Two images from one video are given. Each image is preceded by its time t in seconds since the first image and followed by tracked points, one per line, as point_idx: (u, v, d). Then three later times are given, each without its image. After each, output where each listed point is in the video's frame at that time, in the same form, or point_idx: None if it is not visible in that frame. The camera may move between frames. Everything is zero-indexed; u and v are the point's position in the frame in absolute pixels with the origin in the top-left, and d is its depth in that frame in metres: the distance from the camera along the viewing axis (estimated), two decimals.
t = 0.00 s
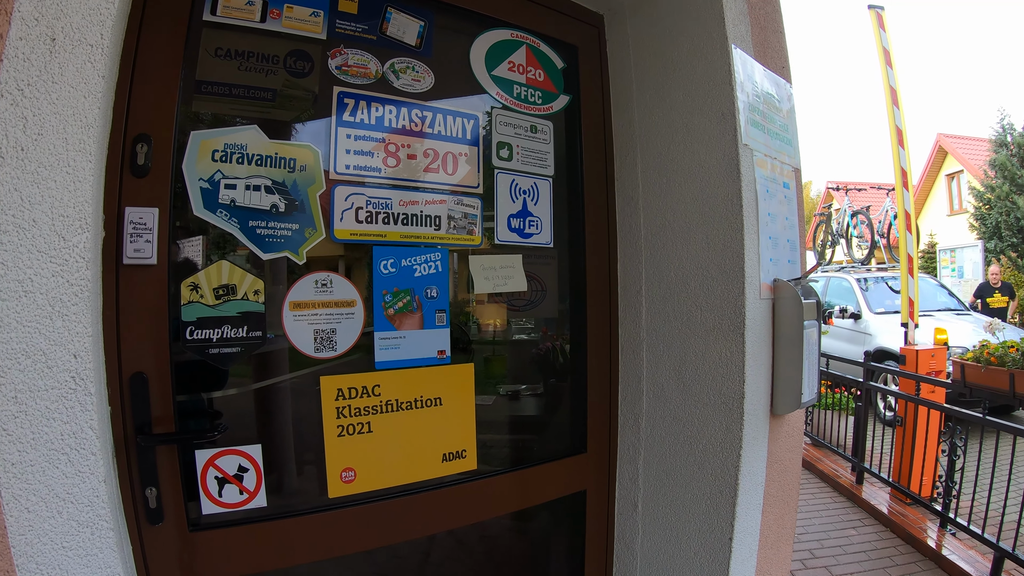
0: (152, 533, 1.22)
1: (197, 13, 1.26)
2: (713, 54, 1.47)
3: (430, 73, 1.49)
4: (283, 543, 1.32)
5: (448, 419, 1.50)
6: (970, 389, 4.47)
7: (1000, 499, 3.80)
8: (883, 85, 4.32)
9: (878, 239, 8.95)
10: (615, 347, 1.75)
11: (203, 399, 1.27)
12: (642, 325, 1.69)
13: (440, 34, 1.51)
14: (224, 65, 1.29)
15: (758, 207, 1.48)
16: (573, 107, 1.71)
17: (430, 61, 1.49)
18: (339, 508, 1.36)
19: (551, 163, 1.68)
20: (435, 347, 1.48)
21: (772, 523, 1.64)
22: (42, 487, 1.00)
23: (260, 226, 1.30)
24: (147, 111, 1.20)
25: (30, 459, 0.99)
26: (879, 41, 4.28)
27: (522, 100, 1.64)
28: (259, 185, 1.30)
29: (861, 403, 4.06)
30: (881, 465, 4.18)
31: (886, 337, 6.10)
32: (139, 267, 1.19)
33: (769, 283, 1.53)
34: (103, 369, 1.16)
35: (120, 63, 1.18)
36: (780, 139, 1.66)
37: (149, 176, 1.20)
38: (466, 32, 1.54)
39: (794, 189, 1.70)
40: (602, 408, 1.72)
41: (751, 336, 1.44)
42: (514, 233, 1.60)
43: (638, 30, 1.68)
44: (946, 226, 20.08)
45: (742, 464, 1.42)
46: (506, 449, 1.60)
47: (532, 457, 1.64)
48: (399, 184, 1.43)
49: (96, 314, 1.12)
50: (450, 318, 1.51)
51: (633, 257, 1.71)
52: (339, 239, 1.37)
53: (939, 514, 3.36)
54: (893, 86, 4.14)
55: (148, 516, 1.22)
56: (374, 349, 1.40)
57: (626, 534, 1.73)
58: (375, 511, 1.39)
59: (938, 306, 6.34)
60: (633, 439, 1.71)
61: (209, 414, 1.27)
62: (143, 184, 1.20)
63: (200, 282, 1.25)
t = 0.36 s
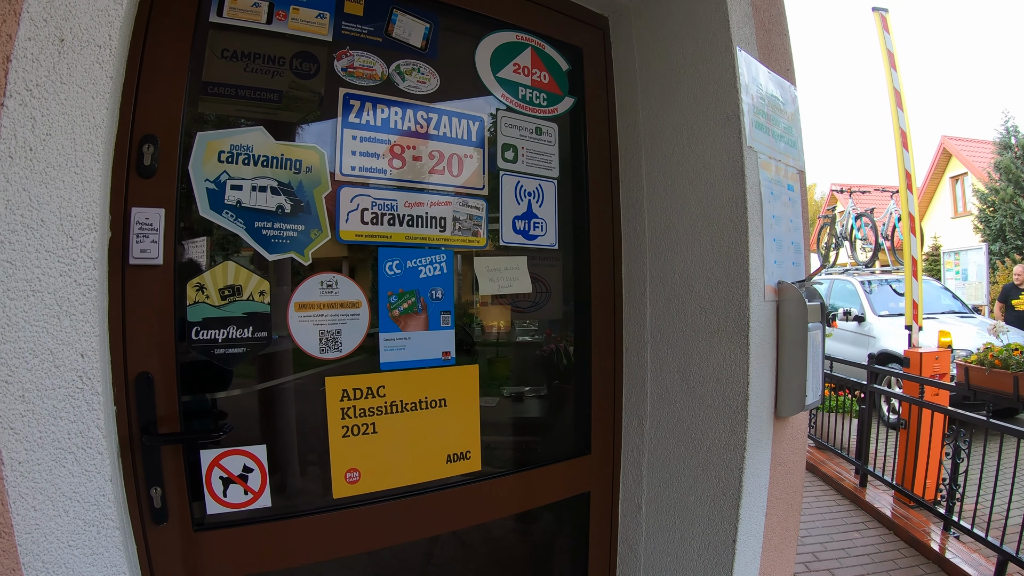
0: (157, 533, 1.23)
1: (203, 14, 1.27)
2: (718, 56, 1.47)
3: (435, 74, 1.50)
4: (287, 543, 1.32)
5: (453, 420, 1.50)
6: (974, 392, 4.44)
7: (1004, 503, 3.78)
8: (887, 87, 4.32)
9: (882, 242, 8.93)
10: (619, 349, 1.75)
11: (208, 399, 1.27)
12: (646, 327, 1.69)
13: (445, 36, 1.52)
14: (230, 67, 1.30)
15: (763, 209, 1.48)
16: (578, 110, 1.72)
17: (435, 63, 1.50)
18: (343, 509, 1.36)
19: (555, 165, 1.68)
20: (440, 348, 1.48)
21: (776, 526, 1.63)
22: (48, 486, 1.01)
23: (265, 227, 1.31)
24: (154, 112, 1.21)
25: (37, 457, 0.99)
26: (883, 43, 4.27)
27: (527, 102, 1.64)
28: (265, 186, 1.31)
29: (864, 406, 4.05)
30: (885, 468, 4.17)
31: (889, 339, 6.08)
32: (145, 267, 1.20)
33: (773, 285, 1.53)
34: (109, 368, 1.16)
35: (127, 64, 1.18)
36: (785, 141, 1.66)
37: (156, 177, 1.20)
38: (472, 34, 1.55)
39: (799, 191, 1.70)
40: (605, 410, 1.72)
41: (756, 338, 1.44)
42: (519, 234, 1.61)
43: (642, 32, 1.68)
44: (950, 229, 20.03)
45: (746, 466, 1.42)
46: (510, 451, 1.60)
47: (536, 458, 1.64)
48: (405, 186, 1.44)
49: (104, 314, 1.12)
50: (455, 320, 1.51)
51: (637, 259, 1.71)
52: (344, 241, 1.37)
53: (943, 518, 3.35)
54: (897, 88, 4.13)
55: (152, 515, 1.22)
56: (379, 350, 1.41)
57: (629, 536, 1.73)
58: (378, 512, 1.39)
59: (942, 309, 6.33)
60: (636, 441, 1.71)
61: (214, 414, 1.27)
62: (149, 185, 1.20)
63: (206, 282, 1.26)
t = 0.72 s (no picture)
0: (158, 533, 1.23)
1: (206, 15, 1.27)
2: (721, 58, 1.47)
3: (438, 76, 1.50)
4: (289, 544, 1.32)
5: (455, 421, 1.50)
6: (977, 394, 4.41)
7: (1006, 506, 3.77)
8: (889, 89, 4.32)
9: (884, 244, 8.92)
10: (622, 350, 1.74)
11: (210, 400, 1.27)
12: (648, 329, 1.69)
13: (448, 37, 1.52)
14: (233, 68, 1.30)
15: (766, 211, 1.48)
16: (580, 111, 1.72)
17: (438, 64, 1.50)
18: (345, 510, 1.36)
19: (558, 166, 1.68)
20: (442, 349, 1.48)
21: (778, 528, 1.63)
22: (50, 485, 1.00)
23: (268, 227, 1.31)
24: (157, 113, 1.21)
25: (39, 457, 0.99)
26: (885, 45, 4.27)
27: (530, 103, 1.64)
28: (268, 187, 1.31)
29: (867, 408, 4.05)
30: (887, 470, 4.16)
31: (892, 341, 6.07)
32: (147, 268, 1.20)
33: (776, 287, 1.53)
34: (112, 368, 1.16)
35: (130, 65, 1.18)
36: (788, 143, 1.66)
37: (158, 177, 1.21)
38: (474, 35, 1.55)
39: (801, 193, 1.70)
40: (608, 411, 1.72)
41: (758, 339, 1.44)
42: (521, 235, 1.60)
43: (645, 33, 1.68)
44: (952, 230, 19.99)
45: (748, 468, 1.42)
46: (512, 452, 1.60)
47: (538, 459, 1.63)
48: (407, 187, 1.44)
49: (105, 314, 1.13)
50: (457, 321, 1.51)
51: (640, 260, 1.71)
52: (347, 242, 1.37)
53: (945, 520, 3.34)
54: (899, 90, 4.13)
55: (154, 516, 1.22)
56: (381, 351, 1.41)
57: (631, 538, 1.73)
58: (380, 513, 1.39)
59: (944, 311, 6.32)
60: (639, 443, 1.71)
61: (216, 415, 1.27)
62: (152, 185, 1.20)
63: (208, 283, 1.26)
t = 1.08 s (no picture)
0: (158, 533, 1.22)
1: (206, 15, 1.27)
2: (721, 57, 1.47)
3: (438, 75, 1.50)
4: (288, 544, 1.32)
5: (454, 421, 1.49)
6: (977, 395, 4.42)
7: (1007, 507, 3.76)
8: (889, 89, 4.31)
9: (885, 244, 8.91)
10: (622, 350, 1.74)
11: (210, 399, 1.27)
12: (648, 329, 1.68)
13: (448, 36, 1.52)
14: (233, 67, 1.30)
15: (766, 210, 1.48)
16: (581, 110, 1.72)
17: (438, 63, 1.50)
18: (345, 509, 1.36)
19: (558, 166, 1.68)
20: (442, 349, 1.48)
21: (779, 529, 1.63)
22: (49, 484, 1.00)
23: (267, 227, 1.31)
24: (157, 112, 1.21)
25: (38, 455, 0.99)
26: (886, 45, 4.27)
27: (530, 102, 1.64)
28: (268, 187, 1.31)
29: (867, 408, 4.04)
30: (887, 470, 4.15)
31: (892, 342, 6.07)
32: (147, 267, 1.20)
33: (776, 286, 1.52)
34: (111, 368, 1.16)
35: (130, 63, 1.18)
36: (788, 142, 1.65)
37: (158, 177, 1.20)
38: (474, 35, 1.55)
39: (802, 193, 1.70)
40: (608, 411, 1.72)
41: (759, 339, 1.44)
42: (521, 235, 1.60)
43: (645, 33, 1.68)
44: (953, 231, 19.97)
45: (748, 468, 1.42)
46: (512, 452, 1.60)
47: (538, 459, 1.63)
48: (407, 186, 1.44)
49: (105, 313, 1.12)
50: (457, 321, 1.51)
51: (640, 260, 1.71)
52: (347, 241, 1.37)
53: (946, 521, 3.33)
54: (900, 90, 4.13)
55: (154, 515, 1.22)
56: (380, 351, 1.40)
57: (631, 539, 1.73)
58: (380, 513, 1.39)
59: (945, 311, 6.32)
60: (639, 444, 1.71)
61: (215, 414, 1.27)
62: (152, 184, 1.20)
63: (208, 282, 1.26)
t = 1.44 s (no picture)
0: (154, 532, 1.22)
1: (203, 14, 1.27)
2: (718, 57, 1.47)
3: (435, 75, 1.50)
4: (284, 543, 1.32)
5: (451, 421, 1.50)
6: (975, 395, 4.43)
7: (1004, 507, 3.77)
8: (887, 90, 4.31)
9: (883, 244, 8.93)
10: (619, 350, 1.74)
11: (206, 399, 1.27)
12: (645, 329, 1.68)
13: (445, 36, 1.52)
14: (230, 66, 1.30)
15: (763, 210, 1.48)
16: (578, 110, 1.72)
17: (435, 63, 1.50)
18: (341, 509, 1.36)
19: (555, 166, 1.68)
20: (439, 349, 1.48)
21: (775, 528, 1.63)
22: (45, 483, 1.00)
23: (264, 226, 1.31)
24: (154, 111, 1.21)
25: (34, 455, 0.99)
26: (884, 46, 4.27)
27: (527, 102, 1.64)
28: (265, 186, 1.31)
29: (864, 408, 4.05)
30: (885, 470, 4.16)
31: (889, 342, 6.08)
32: (144, 266, 1.20)
33: (773, 287, 1.53)
34: (108, 367, 1.16)
35: (126, 62, 1.18)
36: (785, 142, 1.65)
37: (155, 176, 1.20)
38: (472, 35, 1.55)
39: (799, 193, 1.70)
40: (605, 411, 1.72)
41: (755, 339, 1.44)
42: (518, 235, 1.60)
43: (642, 33, 1.68)
44: (951, 231, 20.00)
45: (745, 467, 1.42)
46: (509, 452, 1.60)
47: (535, 459, 1.63)
48: (404, 186, 1.43)
49: (102, 312, 1.12)
50: (454, 320, 1.51)
51: (637, 260, 1.71)
52: (344, 241, 1.37)
53: (942, 521, 3.34)
54: (898, 90, 4.13)
55: (150, 515, 1.22)
56: (378, 351, 1.40)
57: (628, 538, 1.73)
58: (377, 512, 1.39)
59: (942, 312, 6.34)
60: (636, 443, 1.71)
61: (212, 413, 1.27)
62: (149, 183, 1.20)
63: (205, 282, 1.26)
